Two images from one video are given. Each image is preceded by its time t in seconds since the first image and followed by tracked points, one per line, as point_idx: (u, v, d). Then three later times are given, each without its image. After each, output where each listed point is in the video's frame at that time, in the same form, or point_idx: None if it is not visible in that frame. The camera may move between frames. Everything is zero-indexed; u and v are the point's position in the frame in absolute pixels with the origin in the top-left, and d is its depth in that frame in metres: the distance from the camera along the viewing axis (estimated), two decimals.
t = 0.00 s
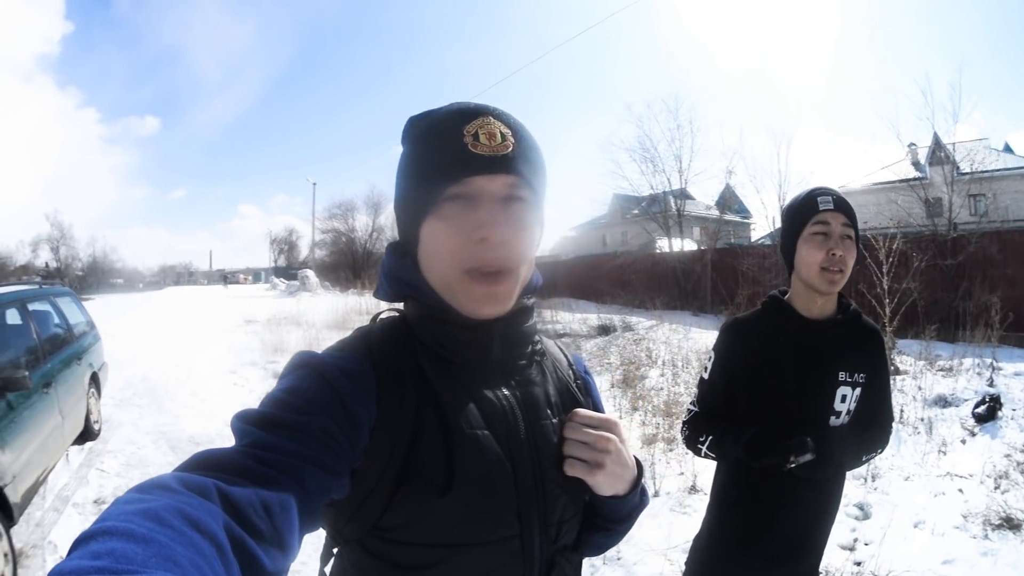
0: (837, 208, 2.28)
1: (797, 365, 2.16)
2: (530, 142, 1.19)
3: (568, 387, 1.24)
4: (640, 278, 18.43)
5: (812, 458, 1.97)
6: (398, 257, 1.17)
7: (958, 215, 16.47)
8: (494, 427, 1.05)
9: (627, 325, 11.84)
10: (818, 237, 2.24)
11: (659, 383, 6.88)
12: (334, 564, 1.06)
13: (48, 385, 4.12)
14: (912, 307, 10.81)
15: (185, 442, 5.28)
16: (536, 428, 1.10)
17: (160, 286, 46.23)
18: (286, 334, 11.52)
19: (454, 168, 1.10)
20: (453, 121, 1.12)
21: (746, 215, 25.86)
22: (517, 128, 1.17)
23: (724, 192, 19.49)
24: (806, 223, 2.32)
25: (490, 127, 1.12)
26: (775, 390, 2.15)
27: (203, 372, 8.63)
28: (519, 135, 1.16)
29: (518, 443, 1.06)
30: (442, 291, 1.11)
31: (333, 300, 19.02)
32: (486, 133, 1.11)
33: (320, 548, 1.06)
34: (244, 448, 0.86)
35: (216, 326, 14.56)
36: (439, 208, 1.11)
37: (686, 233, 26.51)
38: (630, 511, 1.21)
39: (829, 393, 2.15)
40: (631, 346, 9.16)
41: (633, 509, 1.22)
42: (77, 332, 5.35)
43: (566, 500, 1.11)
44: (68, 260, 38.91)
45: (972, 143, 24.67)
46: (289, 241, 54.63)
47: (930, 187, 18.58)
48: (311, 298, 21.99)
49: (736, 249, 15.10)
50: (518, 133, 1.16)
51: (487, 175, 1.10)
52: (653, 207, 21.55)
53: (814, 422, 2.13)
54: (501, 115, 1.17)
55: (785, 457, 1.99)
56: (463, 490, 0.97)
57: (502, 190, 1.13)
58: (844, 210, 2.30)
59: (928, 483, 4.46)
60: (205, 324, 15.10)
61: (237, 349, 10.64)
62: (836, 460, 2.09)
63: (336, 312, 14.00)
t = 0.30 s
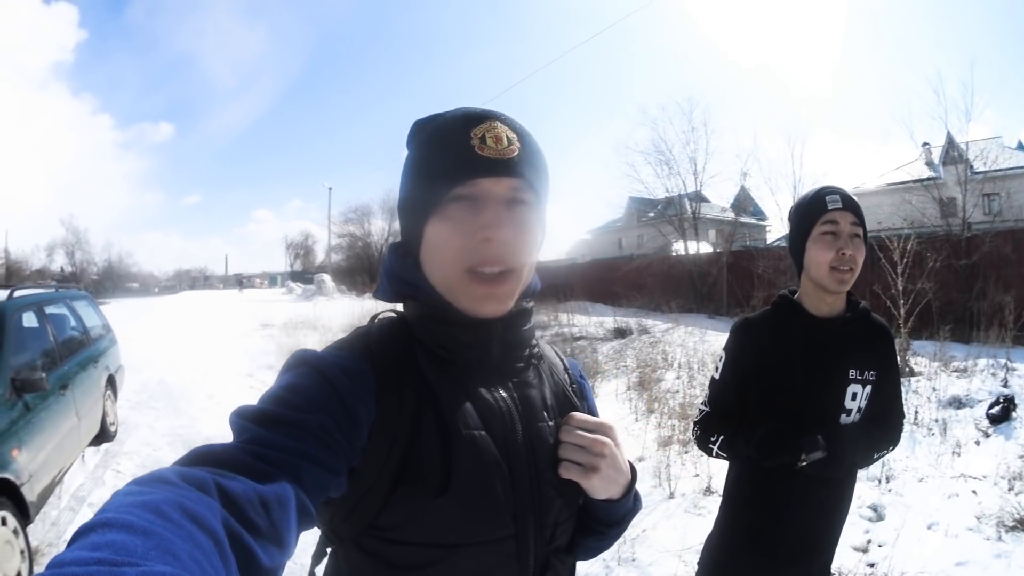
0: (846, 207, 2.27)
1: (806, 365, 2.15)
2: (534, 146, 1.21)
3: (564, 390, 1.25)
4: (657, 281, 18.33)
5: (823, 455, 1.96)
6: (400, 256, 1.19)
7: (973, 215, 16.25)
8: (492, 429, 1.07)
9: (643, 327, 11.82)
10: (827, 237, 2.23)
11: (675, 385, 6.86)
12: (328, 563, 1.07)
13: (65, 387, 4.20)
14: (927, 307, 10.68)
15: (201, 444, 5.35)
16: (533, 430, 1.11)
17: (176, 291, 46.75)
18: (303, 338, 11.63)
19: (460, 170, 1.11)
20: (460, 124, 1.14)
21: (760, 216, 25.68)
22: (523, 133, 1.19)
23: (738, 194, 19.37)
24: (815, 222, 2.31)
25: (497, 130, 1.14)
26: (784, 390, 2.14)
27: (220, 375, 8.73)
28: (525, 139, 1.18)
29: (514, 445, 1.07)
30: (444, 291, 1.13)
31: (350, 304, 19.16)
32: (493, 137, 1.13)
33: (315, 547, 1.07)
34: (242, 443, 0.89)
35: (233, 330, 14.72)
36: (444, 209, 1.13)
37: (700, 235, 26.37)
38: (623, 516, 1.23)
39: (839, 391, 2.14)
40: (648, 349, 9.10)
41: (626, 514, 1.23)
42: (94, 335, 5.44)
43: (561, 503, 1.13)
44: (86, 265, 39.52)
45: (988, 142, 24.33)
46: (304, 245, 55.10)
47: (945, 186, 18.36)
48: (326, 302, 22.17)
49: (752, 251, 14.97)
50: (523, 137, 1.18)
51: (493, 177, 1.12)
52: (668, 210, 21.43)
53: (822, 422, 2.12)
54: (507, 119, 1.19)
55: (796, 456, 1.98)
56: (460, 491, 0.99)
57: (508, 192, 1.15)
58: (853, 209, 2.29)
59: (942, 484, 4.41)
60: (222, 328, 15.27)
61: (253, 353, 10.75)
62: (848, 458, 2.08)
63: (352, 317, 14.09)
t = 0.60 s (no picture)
0: (848, 207, 2.27)
1: (807, 366, 2.15)
2: (533, 146, 1.21)
3: (560, 392, 1.26)
4: (664, 279, 18.27)
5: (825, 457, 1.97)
6: (397, 255, 1.20)
7: (981, 215, 16.12)
8: (486, 430, 1.07)
9: (649, 325, 11.80)
10: (829, 238, 2.22)
11: (681, 383, 6.85)
12: (321, 561, 1.08)
13: (71, 381, 4.22)
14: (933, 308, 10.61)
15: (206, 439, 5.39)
16: (527, 432, 1.11)
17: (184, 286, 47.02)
18: (309, 333, 11.66)
19: (457, 168, 1.12)
20: (459, 122, 1.15)
21: (768, 214, 25.54)
22: (521, 132, 1.20)
23: (746, 192, 19.26)
24: (816, 223, 2.30)
25: (495, 129, 1.15)
26: (783, 390, 2.14)
27: (226, 370, 8.78)
28: (523, 138, 1.19)
29: (509, 446, 1.08)
30: (441, 290, 1.14)
31: (357, 299, 19.22)
32: (492, 135, 1.14)
33: (309, 545, 1.08)
34: (235, 439, 0.90)
35: (239, 325, 14.79)
36: (441, 207, 1.13)
37: (707, 233, 26.27)
38: (618, 520, 1.23)
39: (839, 393, 2.14)
40: (653, 346, 9.07)
41: (621, 518, 1.23)
42: (101, 329, 5.47)
43: (555, 506, 1.13)
44: (93, 259, 39.67)
45: (997, 142, 24.08)
46: (311, 241, 55.31)
47: (953, 186, 18.22)
48: (333, 298, 22.25)
49: (760, 249, 14.85)
50: (522, 136, 1.19)
51: (491, 175, 1.13)
52: (676, 207, 21.34)
53: (822, 423, 2.12)
54: (506, 118, 1.19)
55: (794, 457, 1.98)
56: (453, 493, 1.00)
57: (505, 190, 1.15)
58: (855, 210, 2.29)
59: (945, 486, 4.39)
60: (230, 323, 15.35)
61: (260, 348, 10.80)
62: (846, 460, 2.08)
63: (359, 312, 14.13)
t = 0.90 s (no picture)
0: (836, 209, 2.26)
1: (799, 368, 2.15)
2: (522, 139, 1.20)
3: (560, 388, 1.25)
4: (658, 277, 18.30)
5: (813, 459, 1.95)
6: (389, 254, 1.19)
7: (975, 218, 16.22)
8: (482, 427, 1.07)
9: (642, 322, 11.83)
10: (818, 240, 2.22)
11: (673, 381, 6.87)
12: (322, 562, 1.08)
13: (63, 373, 4.20)
14: (927, 310, 10.67)
15: (198, 432, 5.37)
16: (525, 429, 1.11)
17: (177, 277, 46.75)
18: (302, 326, 11.63)
19: (445, 163, 1.11)
20: (445, 117, 1.14)
21: (763, 213, 25.62)
22: (509, 124, 1.19)
23: (741, 191, 19.30)
24: (805, 225, 2.30)
25: (482, 122, 1.14)
26: (775, 392, 2.14)
27: (219, 362, 8.75)
28: (511, 131, 1.18)
29: (506, 443, 1.07)
30: (434, 288, 1.13)
31: (351, 292, 19.19)
32: (478, 129, 1.13)
33: (310, 546, 1.08)
34: (232, 439, 0.89)
35: (233, 317, 14.74)
36: (430, 203, 1.13)
37: (702, 232, 26.31)
38: (620, 517, 1.23)
39: (830, 394, 2.14)
40: (646, 343, 9.10)
41: (623, 515, 1.23)
42: (93, 321, 5.44)
43: (555, 503, 1.13)
44: (86, 249, 39.40)
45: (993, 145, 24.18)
46: (306, 234, 55.09)
47: (949, 189, 18.29)
48: (327, 291, 22.20)
49: (753, 248, 14.90)
50: (510, 129, 1.18)
51: (478, 169, 1.12)
52: (671, 204, 21.32)
53: (813, 424, 2.12)
54: (493, 111, 1.18)
55: (784, 459, 1.99)
56: (449, 491, 0.99)
57: (494, 185, 1.14)
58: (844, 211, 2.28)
59: (936, 489, 4.42)
60: (223, 315, 15.29)
61: (253, 341, 10.77)
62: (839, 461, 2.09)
63: (352, 306, 14.10)
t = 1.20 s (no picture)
0: (825, 216, 2.26)
1: (790, 375, 2.15)
2: (523, 138, 1.19)
3: (560, 388, 1.25)
4: (650, 282, 18.34)
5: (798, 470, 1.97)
6: (391, 255, 1.18)
7: (969, 228, 16.32)
8: (482, 427, 1.06)
9: (633, 327, 11.86)
10: (806, 248, 2.22)
11: (664, 386, 6.88)
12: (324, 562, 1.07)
13: (52, 368, 4.16)
14: (919, 319, 10.73)
15: (187, 429, 5.33)
16: (525, 428, 1.10)
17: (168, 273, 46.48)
18: (293, 325, 11.57)
19: (446, 163, 1.10)
20: (445, 117, 1.13)
21: (756, 220, 25.74)
22: (509, 124, 1.17)
23: (734, 198, 19.37)
24: (794, 232, 2.30)
25: (482, 123, 1.13)
26: (766, 400, 2.13)
27: (209, 360, 8.70)
28: (512, 131, 1.17)
29: (507, 444, 1.06)
30: (435, 289, 1.12)
31: (342, 292, 19.14)
32: (478, 129, 1.12)
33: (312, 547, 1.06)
34: (232, 439, 0.88)
35: (223, 315, 14.67)
36: (431, 204, 1.11)
37: (695, 237, 26.40)
38: (621, 518, 1.22)
39: (819, 402, 2.15)
40: (636, 348, 9.13)
41: (624, 516, 1.22)
42: (84, 316, 5.39)
43: (556, 503, 1.12)
44: (77, 244, 39.14)
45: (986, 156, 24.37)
46: (299, 233, 54.91)
47: (943, 199, 18.42)
48: (318, 290, 22.12)
49: (745, 255, 14.98)
50: (510, 129, 1.17)
51: (479, 170, 1.11)
52: (664, 210, 21.40)
53: (804, 431, 2.12)
54: (493, 110, 1.17)
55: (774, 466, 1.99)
56: (450, 491, 0.98)
57: (495, 185, 1.13)
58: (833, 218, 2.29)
59: (926, 497, 4.44)
60: (214, 313, 15.22)
61: (243, 339, 10.71)
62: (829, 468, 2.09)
63: (344, 306, 14.07)
